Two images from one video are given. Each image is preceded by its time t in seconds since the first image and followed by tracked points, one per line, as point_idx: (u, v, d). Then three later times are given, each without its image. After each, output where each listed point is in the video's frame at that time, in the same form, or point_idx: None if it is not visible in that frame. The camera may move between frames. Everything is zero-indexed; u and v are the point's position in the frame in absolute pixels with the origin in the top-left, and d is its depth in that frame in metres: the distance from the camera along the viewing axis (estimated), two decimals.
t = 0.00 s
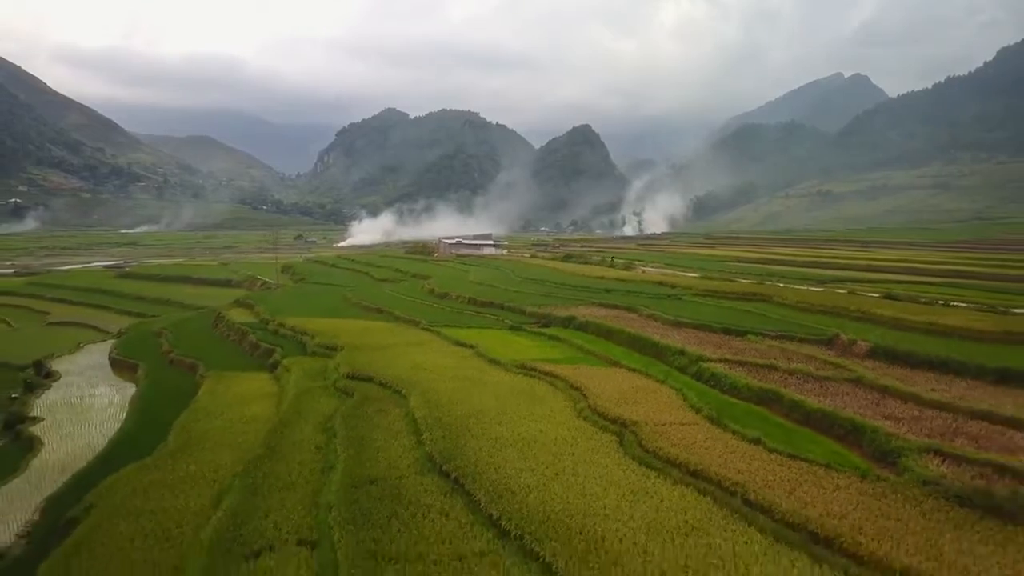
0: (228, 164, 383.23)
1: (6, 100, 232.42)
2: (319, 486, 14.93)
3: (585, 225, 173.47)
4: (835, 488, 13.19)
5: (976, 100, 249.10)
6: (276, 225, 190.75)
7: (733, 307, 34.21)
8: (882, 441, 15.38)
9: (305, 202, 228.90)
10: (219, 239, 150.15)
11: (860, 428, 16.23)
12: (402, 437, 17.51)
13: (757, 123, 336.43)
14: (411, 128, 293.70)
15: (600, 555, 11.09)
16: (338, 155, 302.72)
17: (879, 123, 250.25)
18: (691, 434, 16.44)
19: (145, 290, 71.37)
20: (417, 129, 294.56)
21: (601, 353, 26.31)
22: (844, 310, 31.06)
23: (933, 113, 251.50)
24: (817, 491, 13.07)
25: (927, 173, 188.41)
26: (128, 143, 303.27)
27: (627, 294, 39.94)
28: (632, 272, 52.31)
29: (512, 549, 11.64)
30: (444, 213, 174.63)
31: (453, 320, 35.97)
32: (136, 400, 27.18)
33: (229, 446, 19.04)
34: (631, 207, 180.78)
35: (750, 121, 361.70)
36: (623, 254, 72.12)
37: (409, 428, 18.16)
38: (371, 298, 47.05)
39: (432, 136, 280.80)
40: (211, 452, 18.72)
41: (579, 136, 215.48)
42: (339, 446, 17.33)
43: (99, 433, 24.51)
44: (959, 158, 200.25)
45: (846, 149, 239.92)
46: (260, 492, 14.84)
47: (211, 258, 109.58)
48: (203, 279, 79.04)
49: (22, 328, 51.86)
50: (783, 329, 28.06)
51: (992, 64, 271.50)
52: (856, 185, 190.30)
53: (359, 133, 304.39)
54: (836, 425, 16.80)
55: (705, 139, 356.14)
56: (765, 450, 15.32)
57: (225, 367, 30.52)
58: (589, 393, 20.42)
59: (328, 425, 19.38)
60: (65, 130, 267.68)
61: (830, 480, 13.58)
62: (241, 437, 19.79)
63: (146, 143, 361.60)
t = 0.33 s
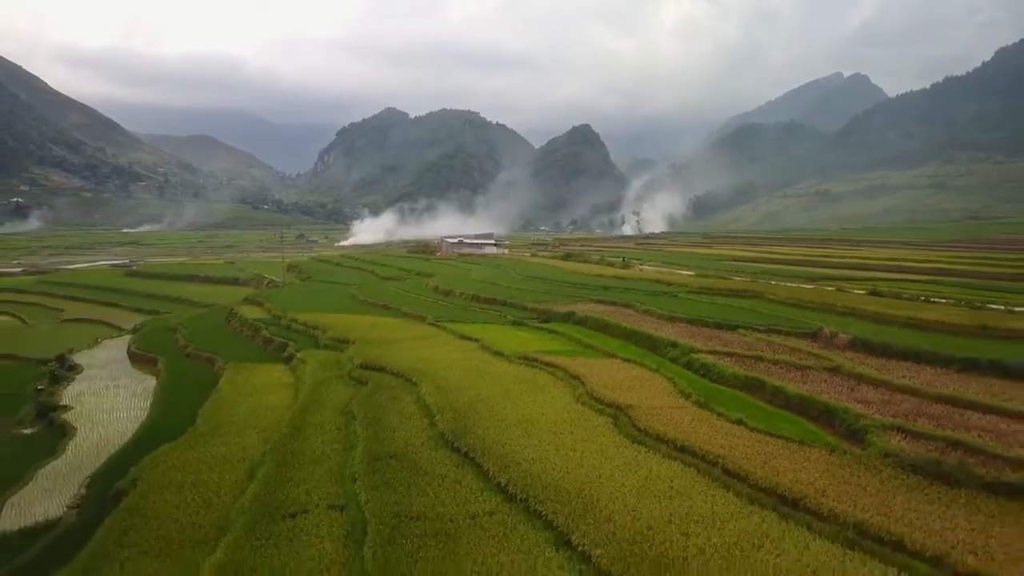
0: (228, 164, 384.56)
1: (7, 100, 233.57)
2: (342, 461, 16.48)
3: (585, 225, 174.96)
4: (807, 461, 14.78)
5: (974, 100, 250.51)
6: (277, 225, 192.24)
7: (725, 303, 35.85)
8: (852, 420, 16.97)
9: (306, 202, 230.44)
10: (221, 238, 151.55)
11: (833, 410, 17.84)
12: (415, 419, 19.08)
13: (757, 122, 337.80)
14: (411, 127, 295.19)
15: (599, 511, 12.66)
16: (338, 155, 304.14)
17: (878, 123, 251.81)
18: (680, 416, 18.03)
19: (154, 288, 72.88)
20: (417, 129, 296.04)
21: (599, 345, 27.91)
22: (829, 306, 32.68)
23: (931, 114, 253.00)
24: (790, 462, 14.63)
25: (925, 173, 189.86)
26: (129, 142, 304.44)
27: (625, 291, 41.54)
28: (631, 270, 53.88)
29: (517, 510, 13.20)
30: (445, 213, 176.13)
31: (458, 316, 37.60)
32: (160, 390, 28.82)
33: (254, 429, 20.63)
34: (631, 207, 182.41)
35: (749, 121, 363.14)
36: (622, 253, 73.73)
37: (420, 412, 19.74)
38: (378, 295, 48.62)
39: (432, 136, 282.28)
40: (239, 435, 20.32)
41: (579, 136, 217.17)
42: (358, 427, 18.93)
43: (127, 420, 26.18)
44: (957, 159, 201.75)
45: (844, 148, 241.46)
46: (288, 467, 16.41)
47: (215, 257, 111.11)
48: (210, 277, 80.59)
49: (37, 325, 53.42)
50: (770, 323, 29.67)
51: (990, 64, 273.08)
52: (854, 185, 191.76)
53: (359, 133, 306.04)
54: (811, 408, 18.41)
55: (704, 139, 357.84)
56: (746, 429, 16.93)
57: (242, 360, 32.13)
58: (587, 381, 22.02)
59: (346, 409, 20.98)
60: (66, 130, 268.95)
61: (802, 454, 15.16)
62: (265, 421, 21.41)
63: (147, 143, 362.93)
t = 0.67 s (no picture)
0: (228, 164, 386.12)
1: (8, 99, 234.87)
2: (362, 441, 18.15)
3: (585, 224, 176.48)
4: (783, 438, 16.41)
5: (972, 100, 252.03)
6: (279, 224, 193.85)
7: (718, 300, 37.49)
8: (827, 404, 18.59)
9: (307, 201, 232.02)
10: (223, 238, 153.14)
11: (809, 395, 19.50)
12: (427, 404, 20.70)
13: (756, 122, 339.07)
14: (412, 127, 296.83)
15: (595, 480, 14.28)
16: (339, 154, 305.73)
17: (876, 123, 253.58)
18: (671, 401, 19.65)
19: (162, 287, 74.56)
20: (417, 128, 297.63)
21: (597, 339, 29.56)
22: (816, 303, 34.35)
23: (929, 114, 254.70)
24: (767, 440, 16.24)
25: (923, 173, 191.40)
26: (130, 142, 305.94)
27: (623, 289, 43.10)
28: (628, 269, 55.53)
29: (523, 479, 14.79)
30: (445, 212, 177.61)
31: (462, 312, 39.26)
32: (181, 382, 30.48)
33: (276, 416, 22.21)
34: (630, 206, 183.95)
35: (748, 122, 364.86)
36: (620, 252, 75.34)
37: (431, 397, 21.39)
38: (382, 293, 50.31)
39: (432, 135, 283.82)
40: (263, 419, 22.02)
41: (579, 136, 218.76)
42: (375, 411, 20.58)
43: (152, 410, 27.89)
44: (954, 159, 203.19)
45: (842, 148, 243.03)
46: (313, 446, 18.02)
47: (218, 256, 112.69)
48: (215, 276, 82.25)
49: (51, 322, 55.04)
50: (760, 318, 31.32)
51: (988, 64, 274.76)
52: (852, 185, 193.37)
53: (359, 132, 307.61)
54: (790, 395, 20.06)
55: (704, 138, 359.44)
56: (729, 412, 18.59)
57: (257, 353, 33.84)
58: (585, 371, 23.68)
59: (362, 396, 22.61)
60: (66, 129, 270.43)
61: (777, 433, 16.83)
62: (287, 408, 23.11)
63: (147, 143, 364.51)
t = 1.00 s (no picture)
0: (229, 163, 388.09)
1: (9, 99, 236.51)
2: (380, 424, 19.78)
3: (585, 224, 178.17)
4: (764, 420, 18.05)
5: (971, 100, 253.60)
6: (281, 224, 195.48)
7: (712, 297, 39.11)
8: (805, 391, 20.25)
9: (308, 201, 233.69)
10: (225, 237, 154.89)
11: (790, 382, 21.20)
12: (437, 391, 22.35)
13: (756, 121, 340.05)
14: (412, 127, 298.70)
15: (594, 456, 15.94)
16: (340, 154, 307.48)
17: (875, 124, 255.34)
18: (663, 388, 21.30)
19: (171, 285, 76.34)
20: (418, 128, 299.39)
21: (595, 334, 31.27)
22: (806, 299, 35.99)
23: (928, 114, 256.33)
24: (750, 421, 17.87)
25: (920, 173, 192.84)
26: (131, 142, 307.68)
27: (622, 287, 44.75)
28: (627, 268, 57.20)
29: (527, 454, 16.47)
30: (446, 212, 179.20)
31: (467, 308, 40.86)
32: (200, 375, 32.16)
33: (297, 403, 23.88)
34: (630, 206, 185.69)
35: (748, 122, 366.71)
36: (619, 251, 76.99)
37: (442, 386, 23.06)
38: (389, 290, 51.99)
39: (433, 135, 285.54)
40: (285, 405, 23.71)
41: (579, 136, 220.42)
42: (390, 397, 22.26)
43: (176, 400, 29.56)
44: (952, 159, 204.49)
45: (841, 148, 244.70)
46: (334, 428, 19.68)
47: (222, 255, 114.45)
48: (223, 274, 84.01)
49: (66, 319, 56.83)
50: (750, 314, 32.94)
51: (987, 64, 276.43)
52: (850, 185, 194.94)
53: (359, 131, 309.47)
54: (773, 382, 21.75)
55: (703, 138, 361.20)
56: (717, 397, 20.26)
57: (273, 347, 35.48)
58: (584, 362, 25.33)
59: (377, 385, 24.29)
60: (68, 129, 272.31)
61: (759, 414, 18.51)
62: (306, 396, 24.78)
63: (149, 142, 366.37)
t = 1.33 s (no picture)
0: (230, 163, 389.83)
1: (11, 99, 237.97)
2: (395, 408, 21.49)
3: (585, 222, 179.83)
4: (748, 403, 19.75)
5: (969, 100, 255.21)
6: (283, 224, 197.04)
7: (705, 293, 40.77)
8: (787, 377, 21.96)
9: (309, 201, 235.20)
10: (228, 237, 156.39)
11: (772, 371, 22.92)
12: (447, 379, 24.08)
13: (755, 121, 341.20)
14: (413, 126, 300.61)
15: (592, 433, 17.63)
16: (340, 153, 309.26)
17: (873, 124, 257.14)
18: (656, 376, 23.01)
19: (179, 283, 78.08)
20: (418, 127, 301.21)
21: (593, 328, 33.03)
22: (796, 296, 37.53)
23: (926, 113, 257.86)
24: (734, 404, 19.58)
25: (918, 173, 194.22)
26: (132, 141, 309.24)
27: (620, 285, 46.38)
28: (625, 266, 58.93)
29: (530, 432, 18.18)
30: (447, 211, 180.75)
31: (470, 305, 42.55)
32: (218, 369, 33.82)
33: (314, 391, 25.61)
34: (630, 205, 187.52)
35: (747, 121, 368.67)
36: (618, 250, 78.65)
37: (451, 374, 24.79)
38: (393, 288, 53.65)
39: (433, 134, 287.23)
40: (302, 394, 25.42)
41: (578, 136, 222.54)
42: (402, 386, 23.97)
43: (198, 391, 31.27)
44: (950, 159, 205.97)
45: (839, 148, 246.41)
46: (352, 412, 21.41)
47: (226, 254, 116.16)
48: (229, 273, 85.69)
49: (81, 316, 58.53)
50: (741, 310, 34.58)
51: (985, 65, 278.18)
52: (847, 185, 196.60)
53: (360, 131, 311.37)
54: (757, 371, 23.45)
55: (703, 138, 363.15)
56: (706, 384, 21.94)
57: (286, 341, 37.20)
58: (582, 353, 27.08)
59: (390, 374, 26.00)
60: (69, 129, 273.85)
61: (741, 399, 20.23)
62: (323, 385, 26.48)
63: (149, 142, 367.96)
